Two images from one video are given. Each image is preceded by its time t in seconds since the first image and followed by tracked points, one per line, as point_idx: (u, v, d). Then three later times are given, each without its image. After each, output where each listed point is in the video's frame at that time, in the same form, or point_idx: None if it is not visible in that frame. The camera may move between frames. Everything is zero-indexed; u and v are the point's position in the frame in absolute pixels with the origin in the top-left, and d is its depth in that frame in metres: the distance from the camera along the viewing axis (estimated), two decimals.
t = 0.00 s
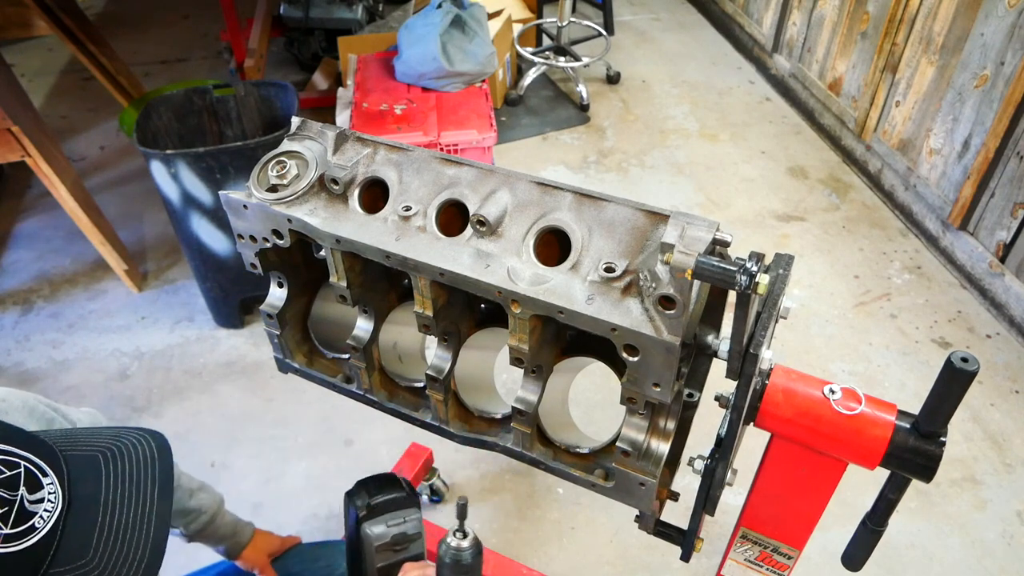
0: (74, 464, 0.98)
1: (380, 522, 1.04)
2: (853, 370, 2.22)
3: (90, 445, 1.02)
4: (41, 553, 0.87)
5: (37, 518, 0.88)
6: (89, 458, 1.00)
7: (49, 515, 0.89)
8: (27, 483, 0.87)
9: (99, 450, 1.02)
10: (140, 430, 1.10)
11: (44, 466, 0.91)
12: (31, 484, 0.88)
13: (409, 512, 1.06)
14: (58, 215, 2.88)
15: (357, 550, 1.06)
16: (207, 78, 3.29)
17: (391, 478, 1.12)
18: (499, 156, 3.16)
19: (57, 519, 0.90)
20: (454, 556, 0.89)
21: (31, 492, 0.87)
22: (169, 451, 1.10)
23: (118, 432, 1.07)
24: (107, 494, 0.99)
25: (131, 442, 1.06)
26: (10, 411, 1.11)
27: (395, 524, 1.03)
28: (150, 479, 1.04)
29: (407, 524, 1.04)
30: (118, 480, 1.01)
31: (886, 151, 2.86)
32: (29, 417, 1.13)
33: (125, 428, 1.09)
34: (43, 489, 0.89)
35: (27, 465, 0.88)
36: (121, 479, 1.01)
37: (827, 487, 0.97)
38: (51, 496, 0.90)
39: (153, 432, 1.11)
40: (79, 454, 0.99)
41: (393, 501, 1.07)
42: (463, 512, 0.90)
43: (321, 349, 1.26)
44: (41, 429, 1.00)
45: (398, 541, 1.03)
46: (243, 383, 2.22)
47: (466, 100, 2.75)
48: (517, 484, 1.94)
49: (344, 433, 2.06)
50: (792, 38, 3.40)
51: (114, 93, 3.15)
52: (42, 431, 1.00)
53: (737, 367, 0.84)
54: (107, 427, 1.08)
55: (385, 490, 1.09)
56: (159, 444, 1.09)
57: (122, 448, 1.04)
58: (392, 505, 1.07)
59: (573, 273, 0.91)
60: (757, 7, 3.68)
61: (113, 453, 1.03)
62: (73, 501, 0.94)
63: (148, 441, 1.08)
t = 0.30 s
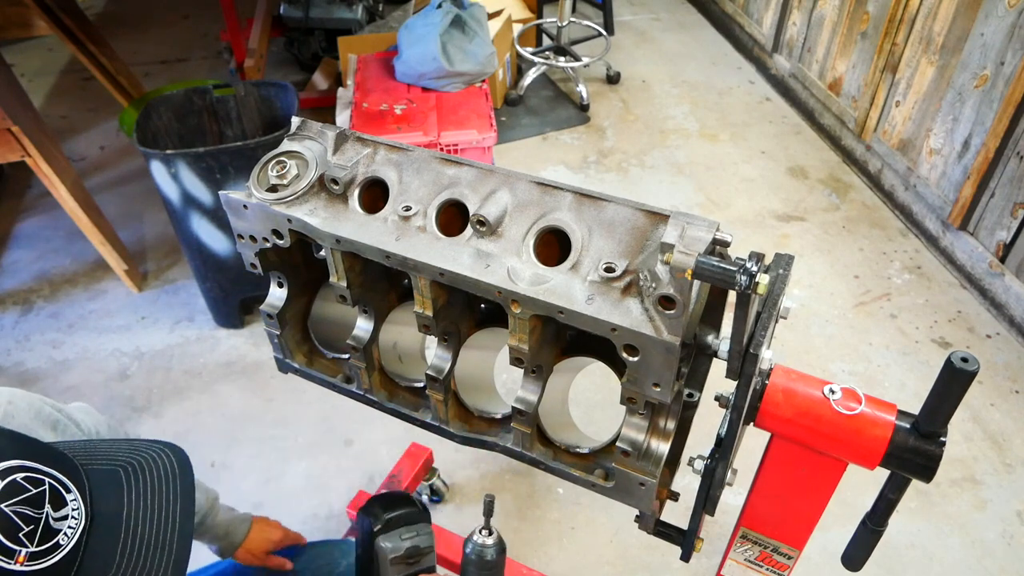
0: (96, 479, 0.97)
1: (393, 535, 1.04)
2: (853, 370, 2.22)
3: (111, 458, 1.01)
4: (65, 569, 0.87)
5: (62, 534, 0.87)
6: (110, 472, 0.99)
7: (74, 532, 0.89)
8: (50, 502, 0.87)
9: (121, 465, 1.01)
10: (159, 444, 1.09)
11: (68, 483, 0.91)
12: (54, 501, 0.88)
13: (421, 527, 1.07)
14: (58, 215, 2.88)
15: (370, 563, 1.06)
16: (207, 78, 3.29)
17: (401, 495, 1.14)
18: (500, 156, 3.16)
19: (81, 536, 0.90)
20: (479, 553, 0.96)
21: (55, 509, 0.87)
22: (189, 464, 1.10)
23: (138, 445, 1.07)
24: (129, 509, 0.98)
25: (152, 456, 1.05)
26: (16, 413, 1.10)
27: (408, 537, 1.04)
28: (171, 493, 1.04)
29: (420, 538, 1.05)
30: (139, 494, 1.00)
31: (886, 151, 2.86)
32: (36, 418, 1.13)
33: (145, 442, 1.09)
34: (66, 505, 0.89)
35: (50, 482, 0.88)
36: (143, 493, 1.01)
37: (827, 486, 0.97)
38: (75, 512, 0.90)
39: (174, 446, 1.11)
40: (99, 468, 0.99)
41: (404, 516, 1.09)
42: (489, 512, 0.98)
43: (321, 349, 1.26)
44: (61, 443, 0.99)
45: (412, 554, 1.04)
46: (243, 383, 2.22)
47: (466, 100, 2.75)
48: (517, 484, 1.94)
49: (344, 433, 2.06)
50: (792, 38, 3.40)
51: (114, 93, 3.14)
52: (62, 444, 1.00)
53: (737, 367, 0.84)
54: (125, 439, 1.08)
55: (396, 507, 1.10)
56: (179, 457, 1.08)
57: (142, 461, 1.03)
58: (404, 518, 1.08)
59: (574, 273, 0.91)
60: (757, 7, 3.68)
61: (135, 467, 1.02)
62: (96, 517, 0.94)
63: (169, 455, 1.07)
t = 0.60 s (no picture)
0: (97, 468, 0.97)
1: (408, 543, 1.10)
2: (853, 370, 2.22)
3: (110, 447, 1.01)
4: (76, 553, 0.87)
5: (70, 521, 0.87)
6: (111, 460, 0.99)
7: (81, 518, 0.89)
8: (57, 489, 0.87)
9: (121, 452, 1.01)
10: (159, 430, 1.09)
11: (71, 471, 0.91)
12: (60, 489, 0.87)
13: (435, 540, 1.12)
14: (57, 215, 2.88)
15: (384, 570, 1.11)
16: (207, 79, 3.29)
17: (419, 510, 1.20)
18: (500, 156, 3.16)
19: (88, 522, 0.90)
20: (492, 533, 1.02)
21: (62, 497, 0.87)
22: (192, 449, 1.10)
23: (136, 433, 1.06)
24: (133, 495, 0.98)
25: (152, 442, 1.05)
26: (18, 414, 1.12)
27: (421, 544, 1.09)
28: (175, 477, 1.04)
29: (433, 549, 1.10)
30: (142, 479, 1.00)
31: (886, 151, 2.86)
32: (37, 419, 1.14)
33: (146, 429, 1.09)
34: (72, 493, 0.89)
35: (55, 471, 0.88)
36: (146, 478, 1.01)
37: (827, 486, 0.97)
38: (81, 499, 0.90)
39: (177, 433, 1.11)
40: (100, 458, 0.99)
41: (422, 527, 1.14)
42: (504, 494, 1.05)
43: (321, 349, 1.26)
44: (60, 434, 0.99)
45: (423, 562, 1.09)
46: (243, 383, 2.22)
47: (466, 100, 2.75)
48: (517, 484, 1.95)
49: (344, 433, 2.06)
50: (792, 38, 3.40)
51: (114, 93, 3.14)
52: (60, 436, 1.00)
53: (737, 367, 0.85)
54: (124, 429, 1.08)
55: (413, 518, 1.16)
56: (179, 442, 1.08)
57: (143, 448, 1.03)
58: (419, 530, 1.13)
59: (574, 273, 0.91)
60: (757, 7, 3.68)
61: (135, 454, 1.02)
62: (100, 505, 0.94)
63: (169, 440, 1.07)
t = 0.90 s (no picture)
0: (107, 471, 0.96)
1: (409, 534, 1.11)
2: (853, 370, 2.22)
3: (116, 450, 0.99)
4: (92, 557, 0.87)
5: (86, 524, 0.87)
6: (122, 463, 0.98)
7: (96, 521, 0.89)
8: (72, 494, 0.86)
9: (129, 455, 0.99)
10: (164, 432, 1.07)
11: (84, 475, 0.90)
12: (74, 493, 0.87)
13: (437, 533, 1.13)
14: (57, 215, 2.88)
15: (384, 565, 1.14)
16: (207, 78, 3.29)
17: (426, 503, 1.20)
18: (500, 156, 3.16)
19: (103, 525, 0.90)
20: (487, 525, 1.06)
21: (76, 501, 0.87)
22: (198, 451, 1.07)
23: (144, 434, 1.04)
24: (145, 496, 0.97)
25: (159, 444, 1.03)
26: (30, 423, 1.01)
27: (422, 537, 1.11)
28: (184, 478, 1.02)
29: (435, 543, 1.12)
30: (152, 481, 0.99)
31: (887, 151, 2.86)
32: (50, 428, 1.03)
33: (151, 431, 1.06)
34: (86, 497, 0.88)
35: (69, 475, 0.87)
36: (156, 481, 0.99)
37: (827, 486, 0.97)
38: (95, 503, 0.90)
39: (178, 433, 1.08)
40: (110, 460, 0.98)
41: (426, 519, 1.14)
42: (500, 489, 1.11)
43: (321, 349, 1.26)
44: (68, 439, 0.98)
45: (423, 555, 1.11)
46: (243, 383, 2.22)
47: (466, 100, 2.75)
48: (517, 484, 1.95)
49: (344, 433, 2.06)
50: (792, 38, 3.40)
51: (114, 93, 3.14)
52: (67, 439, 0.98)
53: (737, 368, 0.85)
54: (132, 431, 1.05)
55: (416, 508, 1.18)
56: (185, 443, 1.05)
57: (150, 450, 1.01)
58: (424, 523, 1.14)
59: (574, 273, 0.91)
60: (757, 7, 3.68)
61: (144, 456, 1.00)
62: (113, 506, 0.94)
63: (175, 442, 1.04)
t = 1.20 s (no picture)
0: (122, 491, 0.93)
1: (414, 536, 1.11)
2: (853, 370, 2.22)
3: (133, 469, 0.97)
4: None
5: (100, 546, 0.83)
6: (136, 483, 0.96)
7: (111, 544, 0.85)
8: (87, 516, 0.83)
9: (145, 474, 0.97)
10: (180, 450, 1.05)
11: (99, 496, 0.87)
12: (90, 514, 0.84)
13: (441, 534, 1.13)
14: (57, 215, 2.88)
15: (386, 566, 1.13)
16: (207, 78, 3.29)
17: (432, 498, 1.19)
18: (500, 156, 3.16)
19: (118, 547, 0.87)
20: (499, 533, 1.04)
21: (91, 523, 0.83)
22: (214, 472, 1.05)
23: (159, 453, 1.02)
24: (161, 518, 0.95)
25: (175, 464, 1.01)
26: (40, 430, 0.99)
27: (427, 539, 1.12)
28: (200, 501, 1.00)
29: (439, 544, 1.12)
30: (168, 503, 0.96)
31: (886, 151, 2.86)
32: (60, 435, 1.00)
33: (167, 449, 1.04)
34: (101, 518, 0.85)
35: (84, 496, 0.84)
36: (171, 502, 0.97)
37: (827, 486, 0.97)
38: (110, 525, 0.86)
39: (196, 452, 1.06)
40: (124, 479, 0.95)
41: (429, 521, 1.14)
42: (512, 497, 1.09)
43: (321, 349, 1.27)
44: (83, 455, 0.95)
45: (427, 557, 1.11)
46: (243, 383, 2.22)
47: (466, 100, 2.75)
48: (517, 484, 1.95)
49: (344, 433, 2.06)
50: (792, 38, 3.40)
51: (114, 93, 3.14)
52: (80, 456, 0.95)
53: (737, 367, 0.85)
54: (147, 449, 1.03)
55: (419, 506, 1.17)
56: (201, 464, 1.04)
57: (168, 469, 0.99)
58: (427, 523, 1.14)
59: (573, 273, 0.91)
60: (757, 7, 3.68)
61: (160, 476, 0.98)
62: (128, 528, 0.91)
63: (191, 462, 1.03)
